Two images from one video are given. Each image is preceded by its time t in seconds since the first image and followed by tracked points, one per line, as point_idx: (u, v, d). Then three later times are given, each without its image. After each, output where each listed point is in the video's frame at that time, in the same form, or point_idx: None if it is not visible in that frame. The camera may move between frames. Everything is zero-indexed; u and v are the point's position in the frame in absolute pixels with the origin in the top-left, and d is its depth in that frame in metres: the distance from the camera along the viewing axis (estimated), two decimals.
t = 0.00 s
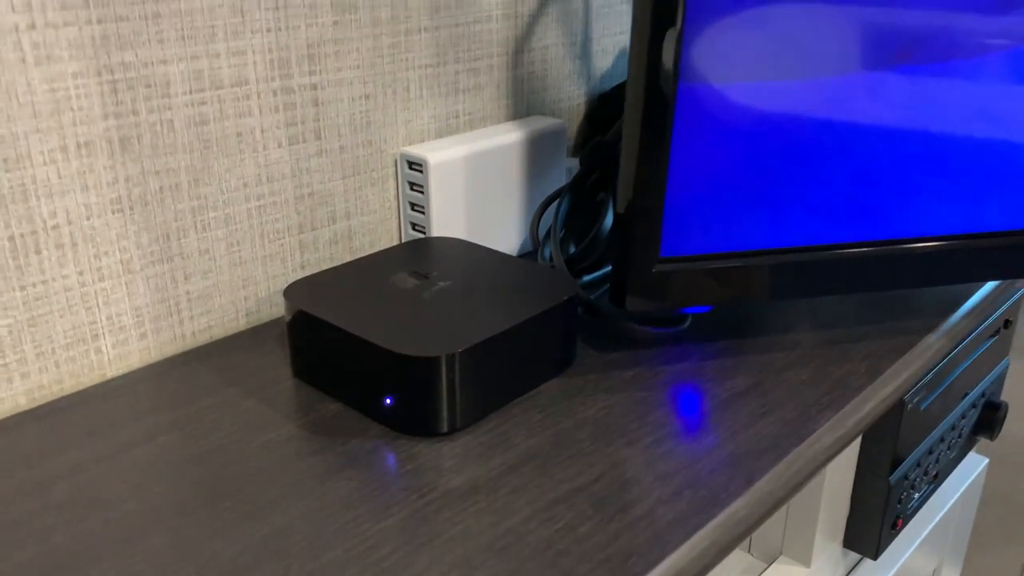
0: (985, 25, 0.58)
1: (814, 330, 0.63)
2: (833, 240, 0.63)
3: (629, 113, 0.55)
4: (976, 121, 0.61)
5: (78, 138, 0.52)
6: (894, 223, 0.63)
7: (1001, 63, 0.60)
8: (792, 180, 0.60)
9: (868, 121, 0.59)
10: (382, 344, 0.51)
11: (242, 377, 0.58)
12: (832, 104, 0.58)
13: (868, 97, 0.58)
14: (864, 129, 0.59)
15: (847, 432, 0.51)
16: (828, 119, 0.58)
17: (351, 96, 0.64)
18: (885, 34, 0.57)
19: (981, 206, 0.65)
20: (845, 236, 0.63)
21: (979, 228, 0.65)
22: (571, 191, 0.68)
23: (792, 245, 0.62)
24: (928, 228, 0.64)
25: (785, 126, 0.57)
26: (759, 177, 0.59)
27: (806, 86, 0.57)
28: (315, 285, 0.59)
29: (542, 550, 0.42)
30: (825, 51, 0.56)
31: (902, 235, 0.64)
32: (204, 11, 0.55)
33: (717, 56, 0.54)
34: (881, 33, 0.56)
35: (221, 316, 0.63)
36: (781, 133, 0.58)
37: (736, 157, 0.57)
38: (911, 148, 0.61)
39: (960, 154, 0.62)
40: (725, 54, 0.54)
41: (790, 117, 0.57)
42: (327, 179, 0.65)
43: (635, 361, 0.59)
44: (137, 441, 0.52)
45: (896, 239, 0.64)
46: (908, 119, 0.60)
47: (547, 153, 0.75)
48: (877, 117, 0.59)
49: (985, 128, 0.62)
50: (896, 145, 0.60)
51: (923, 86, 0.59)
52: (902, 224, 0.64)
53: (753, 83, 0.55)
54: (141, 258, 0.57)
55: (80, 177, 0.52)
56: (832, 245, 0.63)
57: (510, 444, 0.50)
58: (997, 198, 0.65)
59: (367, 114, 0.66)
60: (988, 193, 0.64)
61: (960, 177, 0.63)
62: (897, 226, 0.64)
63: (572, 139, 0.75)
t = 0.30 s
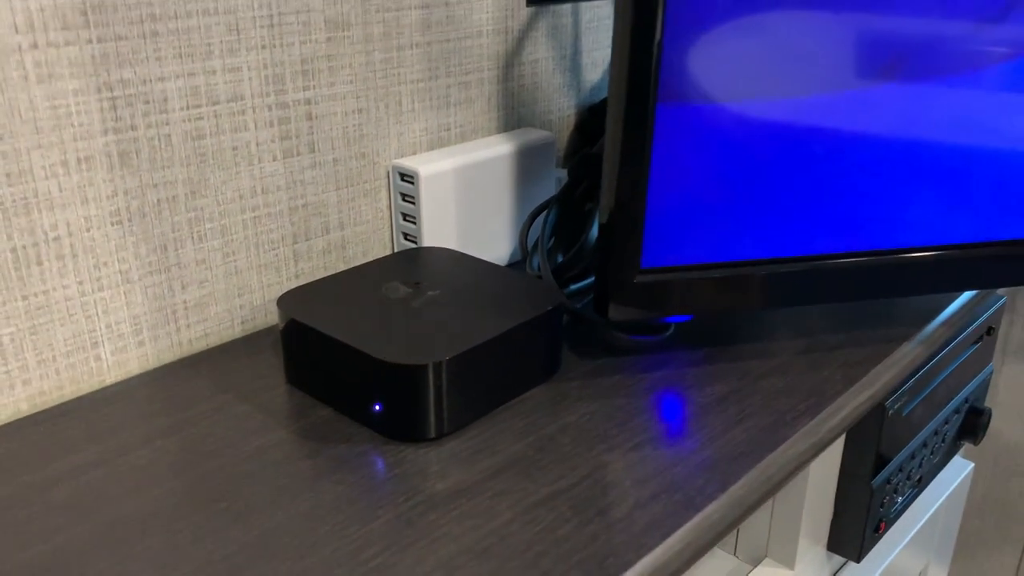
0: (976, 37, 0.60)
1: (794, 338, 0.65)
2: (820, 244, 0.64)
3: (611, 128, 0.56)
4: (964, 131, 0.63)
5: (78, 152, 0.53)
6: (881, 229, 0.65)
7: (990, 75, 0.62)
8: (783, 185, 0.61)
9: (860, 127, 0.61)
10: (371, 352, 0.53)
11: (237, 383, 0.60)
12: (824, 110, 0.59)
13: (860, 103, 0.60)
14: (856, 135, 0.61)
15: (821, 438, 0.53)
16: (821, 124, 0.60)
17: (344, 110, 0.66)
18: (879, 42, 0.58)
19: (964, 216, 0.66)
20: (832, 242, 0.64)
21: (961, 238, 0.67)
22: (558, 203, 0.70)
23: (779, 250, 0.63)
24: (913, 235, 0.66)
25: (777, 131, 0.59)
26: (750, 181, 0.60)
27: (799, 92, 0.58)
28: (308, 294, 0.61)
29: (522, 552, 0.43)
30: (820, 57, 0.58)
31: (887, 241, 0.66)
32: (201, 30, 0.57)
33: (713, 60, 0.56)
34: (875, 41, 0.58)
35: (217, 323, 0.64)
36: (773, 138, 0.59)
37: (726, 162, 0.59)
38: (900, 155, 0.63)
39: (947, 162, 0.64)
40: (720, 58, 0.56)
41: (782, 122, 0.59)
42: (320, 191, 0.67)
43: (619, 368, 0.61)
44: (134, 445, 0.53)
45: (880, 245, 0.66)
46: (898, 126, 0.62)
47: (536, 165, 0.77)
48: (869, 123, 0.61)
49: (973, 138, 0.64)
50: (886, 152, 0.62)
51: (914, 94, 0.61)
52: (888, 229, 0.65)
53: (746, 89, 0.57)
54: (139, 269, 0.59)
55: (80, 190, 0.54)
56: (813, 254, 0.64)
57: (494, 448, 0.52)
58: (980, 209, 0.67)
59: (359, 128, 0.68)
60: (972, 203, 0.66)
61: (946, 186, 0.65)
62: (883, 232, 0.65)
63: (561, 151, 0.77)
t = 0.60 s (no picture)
0: (970, 46, 0.62)
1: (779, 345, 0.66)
2: (809, 247, 0.66)
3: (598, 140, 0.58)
4: (954, 138, 0.65)
5: (77, 164, 0.55)
6: (869, 234, 0.67)
7: (980, 85, 0.63)
8: (776, 188, 0.62)
9: (853, 132, 0.62)
10: (363, 359, 0.54)
11: (232, 389, 0.61)
12: (819, 115, 0.61)
13: (854, 109, 0.61)
14: (850, 140, 0.62)
15: (804, 443, 0.54)
16: (816, 129, 0.61)
17: (339, 121, 0.68)
18: (875, 49, 0.60)
19: (948, 223, 0.68)
20: (820, 245, 0.66)
21: (944, 246, 0.69)
22: (550, 211, 0.71)
23: (769, 252, 0.65)
24: (900, 240, 0.68)
25: (772, 136, 0.60)
26: (742, 186, 0.62)
27: (795, 97, 0.60)
28: (301, 302, 0.62)
29: (508, 555, 0.44)
30: (817, 64, 0.59)
31: (874, 245, 0.67)
32: (197, 43, 0.58)
33: (712, 64, 0.57)
34: (871, 48, 0.60)
35: (214, 330, 0.66)
36: (768, 143, 0.61)
37: (719, 167, 0.60)
38: (892, 159, 0.64)
39: (936, 169, 0.65)
40: (719, 63, 0.57)
41: (776, 128, 0.60)
42: (315, 200, 0.68)
43: (607, 374, 0.62)
44: (130, 450, 0.54)
45: (867, 249, 0.67)
46: (891, 131, 0.63)
47: (528, 175, 0.78)
48: (863, 128, 0.62)
49: (962, 145, 0.65)
50: (878, 156, 0.64)
51: (907, 100, 0.62)
52: (877, 233, 0.67)
53: (741, 95, 0.58)
54: (137, 277, 0.60)
55: (79, 201, 0.55)
56: (797, 260, 0.66)
57: (483, 453, 0.53)
58: (964, 216, 0.68)
59: (353, 138, 0.69)
60: (957, 210, 0.68)
61: (934, 191, 0.66)
62: (870, 236, 0.67)
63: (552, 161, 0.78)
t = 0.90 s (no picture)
0: (960, 57, 0.64)
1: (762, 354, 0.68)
2: (798, 252, 0.67)
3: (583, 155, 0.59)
4: (938, 151, 0.67)
5: (79, 179, 0.57)
6: (855, 244, 0.68)
7: (962, 100, 0.65)
8: (766, 194, 0.64)
9: (839, 145, 0.64)
10: (355, 368, 0.56)
11: (229, 396, 0.63)
12: (808, 127, 0.63)
13: (842, 120, 0.63)
14: (841, 148, 0.64)
15: (781, 449, 0.56)
16: (804, 140, 0.63)
17: (333, 135, 0.69)
18: (867, 59, 0.62)
19: (935, 232, 0.70)
20: (808, 250, 0.68)
21: (929, 256, 0.71)
22: (539, 223, 0.73)
23: (759, 256, 0.66)
24: (885, 250, 0.69)
25: (764, 143, 0.62)
26: (730, 197, 0.63)
27: (784, 109, 0.62)
28: (296, 312, 0.64)
29: (492, 557, 0.46)
30: (803, 80, 0.61)
31: (861, 250, 0.69)
32: (196, 62, 0.60)
33: (708, 72, 0.59)
34: (864, 57, 0.62)
35: (212, 339, 0.68)
36: (758, 153, 0.62)
37: (710, 174, 0.62)
38: (880, 168, 0.66)
39: (924, 177, 0.67)
40: (715, 71, 0.59)
41: (763, 141, 0.62)
42: (310, 212, 0.70)
43: (594, 382, 0.64)
44: (130, 456, 0.56)
45: (853, 255, 0.69)
46: (877, 144, 0.65)
47: (519, 186, 0.80)
48: (854, 136, 0.64)
49: (951, 154, 0.67)
50: (863, 168, 0.65)
51: (897, 109, 0.64)
52: (865, 239, 0.68)
53: (729, 110, 0.60)
54: (137, 288, 0.62)
55: (81, 215, 0.57)
56: (784, 265, 0.68)
57: (472, 459, 0.55)
58: (950, 225, 0.70)
59: (348, 152, 0.71)
60: (944, 219, 0.70)
61: (920, 201, 0.68)
62: (858, 242, 0.68)
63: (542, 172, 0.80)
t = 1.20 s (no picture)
0: (953, 63, 0.65)
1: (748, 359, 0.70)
2: (788, 254, 0.69)
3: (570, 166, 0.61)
4: (926, 160, 0.68)
5: (78, 190, 0.58)
6: (844, 250, 0.70)
7: (949, 111, 0.67)
8: (757, 200, 0.66)
9: (829, 153, 0.65)
10: (347, 374, 0.57)
11: (225, 401, 0.65)
12: (798, 136, 0.64)
13: (832, 130, 0.65)
14: (832, 152, 0.66)
15: (764, 452, 0.58)
16: (794, 149, 0.65)
17: (328, 145, 0.71)
18: (857, 69, 0.63)
19: (922, 238, 0.71)
20: (798, 254, 0.69)
21: (917, 263, 0.72)
22: (530, 231, 0.75)
23: (749, 260, 0.68)
24: (873, 257, 0.71)
25: (755, 149, 0.64)
26: (721, 205, 0.65)
27: (775, 119, 0.63)
28: (292, 318, 0.65)
29: (479, 557, 0.48)
30: (794, 90, 0.63)
31: (849, 255, 0.70)
32: (193, 75, 0.61)
33: (703, 75, 0.60)
34: (859, 62, 0.63)
35: (209, 345, 0.69)
36: (749, 162, 0.64)
37: (701, 179, 0.64)
38: (869, 176, 0.67)
39: (913, 185, 0.69)
40: (711, 73, 0.60)
41: (754, 150, 0.64)
42: (305, 220, 0.72)
43: (582, 387, 0.66)
44: (128, 460, 0.58)
45: (840, 259, 0.70)
46: (866, 152, 0.66)
47: (511, 195, 0.82)
48: (846, 140, 0.65)
49: (939, 163, 0.68)
50: (853, 176, 0.67)
51: (886, 118, 0.66)
52: (854, 244, 0.70)
53: (720, 121, 0.62)
54: (136, 295, 0.63)
55: (81, 225, 0.59)
56: (773, 269, 0.69)
57: (461, 462, 0.57)
58: (938, 233, 0.71)
59: (342, 161, 0.72)
60: (931, 225, 0.71)
61: (909, 209, 0.70)
62: (847, 246, 0.70)
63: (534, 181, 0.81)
